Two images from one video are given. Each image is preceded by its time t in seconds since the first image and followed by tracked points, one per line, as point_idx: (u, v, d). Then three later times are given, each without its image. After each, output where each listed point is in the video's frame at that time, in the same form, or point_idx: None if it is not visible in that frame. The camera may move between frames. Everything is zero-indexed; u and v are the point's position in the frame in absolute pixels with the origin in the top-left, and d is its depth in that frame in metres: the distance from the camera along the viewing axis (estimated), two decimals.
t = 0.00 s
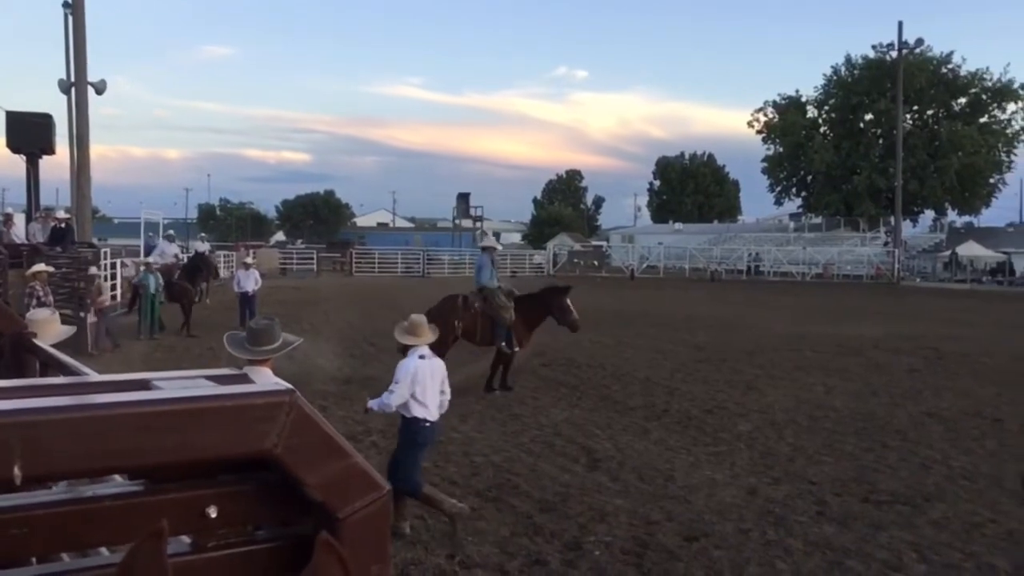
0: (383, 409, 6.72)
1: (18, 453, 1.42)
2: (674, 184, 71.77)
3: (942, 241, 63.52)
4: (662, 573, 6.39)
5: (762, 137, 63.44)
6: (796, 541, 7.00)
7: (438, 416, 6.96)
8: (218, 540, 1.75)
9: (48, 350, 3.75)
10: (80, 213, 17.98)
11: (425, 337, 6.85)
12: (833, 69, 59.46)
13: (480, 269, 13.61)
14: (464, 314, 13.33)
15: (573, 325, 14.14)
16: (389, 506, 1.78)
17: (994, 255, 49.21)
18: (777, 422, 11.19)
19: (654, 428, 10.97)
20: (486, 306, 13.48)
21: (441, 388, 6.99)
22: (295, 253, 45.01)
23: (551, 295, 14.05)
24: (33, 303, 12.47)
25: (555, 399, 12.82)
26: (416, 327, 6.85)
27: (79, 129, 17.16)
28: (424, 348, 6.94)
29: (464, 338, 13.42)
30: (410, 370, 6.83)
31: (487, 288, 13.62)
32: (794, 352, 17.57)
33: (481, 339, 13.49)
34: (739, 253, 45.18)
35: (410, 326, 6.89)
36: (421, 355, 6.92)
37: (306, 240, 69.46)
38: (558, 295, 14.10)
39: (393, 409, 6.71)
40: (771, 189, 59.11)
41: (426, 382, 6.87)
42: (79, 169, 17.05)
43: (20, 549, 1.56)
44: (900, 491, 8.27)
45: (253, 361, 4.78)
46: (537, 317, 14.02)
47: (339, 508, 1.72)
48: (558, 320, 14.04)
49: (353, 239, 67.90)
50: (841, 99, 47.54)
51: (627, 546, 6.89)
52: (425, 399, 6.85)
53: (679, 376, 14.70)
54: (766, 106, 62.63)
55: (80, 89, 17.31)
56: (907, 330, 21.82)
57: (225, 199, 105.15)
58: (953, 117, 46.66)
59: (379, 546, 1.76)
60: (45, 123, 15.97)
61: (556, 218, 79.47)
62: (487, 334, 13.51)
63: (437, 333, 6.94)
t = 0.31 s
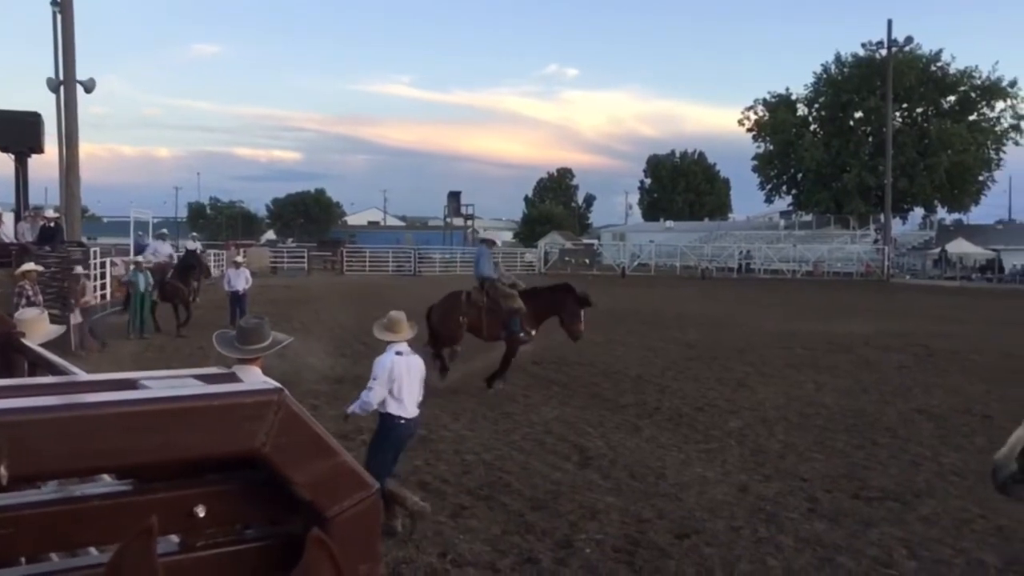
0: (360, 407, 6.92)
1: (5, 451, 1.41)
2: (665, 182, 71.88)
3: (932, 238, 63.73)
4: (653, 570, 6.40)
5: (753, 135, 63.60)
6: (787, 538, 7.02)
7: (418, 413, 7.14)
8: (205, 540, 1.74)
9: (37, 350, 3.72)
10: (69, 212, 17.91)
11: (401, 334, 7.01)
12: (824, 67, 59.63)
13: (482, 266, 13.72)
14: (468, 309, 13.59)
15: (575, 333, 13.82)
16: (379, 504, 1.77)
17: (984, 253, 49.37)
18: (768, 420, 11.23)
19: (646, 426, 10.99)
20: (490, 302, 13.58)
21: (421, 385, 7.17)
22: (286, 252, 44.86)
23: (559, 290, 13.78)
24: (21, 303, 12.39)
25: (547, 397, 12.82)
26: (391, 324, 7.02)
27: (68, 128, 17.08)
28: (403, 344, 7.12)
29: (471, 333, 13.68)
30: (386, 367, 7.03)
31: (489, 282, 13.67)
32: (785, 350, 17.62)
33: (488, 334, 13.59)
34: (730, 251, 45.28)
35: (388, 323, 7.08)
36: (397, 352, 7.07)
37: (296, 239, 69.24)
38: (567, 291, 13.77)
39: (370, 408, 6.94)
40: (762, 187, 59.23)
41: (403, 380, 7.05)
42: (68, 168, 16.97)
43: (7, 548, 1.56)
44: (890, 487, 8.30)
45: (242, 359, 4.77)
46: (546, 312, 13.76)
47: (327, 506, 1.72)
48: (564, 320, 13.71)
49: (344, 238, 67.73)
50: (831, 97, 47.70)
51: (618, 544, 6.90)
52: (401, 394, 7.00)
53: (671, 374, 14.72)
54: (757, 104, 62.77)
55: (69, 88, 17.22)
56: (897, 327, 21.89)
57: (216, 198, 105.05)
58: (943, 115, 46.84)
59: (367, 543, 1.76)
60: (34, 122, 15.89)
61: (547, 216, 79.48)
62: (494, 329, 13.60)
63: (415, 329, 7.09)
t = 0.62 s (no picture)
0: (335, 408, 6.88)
1: None
2: (654, 181, 71.98)
3: (920, 237, 63.95)
4: (643, 568, 6.41)
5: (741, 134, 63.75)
6: (776, 536, 7.04)
7: (394, 409, 7.08)
8: (192, 541, 1.74)
9: (22, 352, 3.70)
10: (55, 213, 17.80)
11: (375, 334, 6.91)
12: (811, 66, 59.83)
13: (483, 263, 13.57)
14: (471, 308, 13.36)
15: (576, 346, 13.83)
16: (367, 502, 1.77)
17: (970, 250, 49.61)
18: (757, 418, 11.26)
19: (635, 424, 11.01)
20: (494, 298, 13.38)
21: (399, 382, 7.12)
22: (274, 252, 44.72)
23: (565, 296, 13.80)
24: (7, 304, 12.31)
25: (537, 396, 12.82)
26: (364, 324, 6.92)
27: (54, 128, 16.99)
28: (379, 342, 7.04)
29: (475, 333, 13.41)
30: (360, 364, 6.95)
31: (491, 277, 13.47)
32: (773, 348, 17.67)
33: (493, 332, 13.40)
34: (720, 249, 45.41)
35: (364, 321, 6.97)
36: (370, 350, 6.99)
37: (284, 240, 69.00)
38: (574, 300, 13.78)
39: (345, 408, 6.85)
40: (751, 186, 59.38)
41: (379, 378, 6.98)
42: (54, 168, 16.88)
43: None
44: (877, 484, 8.34)
45: (228, 361, 4.75)
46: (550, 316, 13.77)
47: (313, 509, 1.71)
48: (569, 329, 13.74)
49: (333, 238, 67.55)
50: (818, 96, 47.88)
51: (608, 542, 6.91)
52: (374, 393, 6.95)
53: (661, 373, 14.73)
54: (745, 103, 62.93)
55: (55, 88, 17.14)
56: (884, 325, 21.98)
57: (204, 198, 104.78)
58: (930, 114, 47.05)
59: (355, 543, 1.75)
60: (20, 122, 15.79)
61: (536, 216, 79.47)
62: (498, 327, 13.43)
63: (390, 325, 6.99)
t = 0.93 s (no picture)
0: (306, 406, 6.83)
1: None
2: (640, 180, 72.13)
3: (904, 235, 64.27)
4: (629, 567, 6.42)
5: (727, 132, 63.96)
6: (762, 533, 7.06)
7: (367, 410, 7.01)
8: (174, 540, 1.73)
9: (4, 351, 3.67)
10: (38, 212, 17.69)
11: (349, 330, 6.89)
12: (796, 64, 60.04)
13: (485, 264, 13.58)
14: (473, 305, 13.27)
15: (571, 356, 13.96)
16: (350, 502, 1.78)
17: (954, 248, 49.93)
18: (743, 415, 11.32)
19: (622, 422, 11.05)
20: (497, 296, 13.32)
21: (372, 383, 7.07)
22: (260, 251, 44.56)
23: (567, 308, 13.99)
24: None
25: (524, 395, 12.85)
26: (338, 322, 6.91)
27: (37, 128, 16.87)
28: (352, 341, 7.03)
29: (474, 332, 13.27)
30: (330, 363, 6.93)
31: (492, 276, 13.44)
32: (759, 346, 17.75)
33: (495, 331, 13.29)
34: (706, 248, 45.55)
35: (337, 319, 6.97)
36: (342, 348, 6.96)
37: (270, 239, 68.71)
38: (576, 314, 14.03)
39: (317, 407, 6.80)
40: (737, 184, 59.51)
41: (351, 376, 6.95)
42: (37, 168, 16.78)
43: None
44: (862, 481, 8.39)
45: (210, 360, 4.74)
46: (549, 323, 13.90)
47: (296, 509, 1.71)
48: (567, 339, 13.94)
49: (319, 237, 67.35)
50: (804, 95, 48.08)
51: (594, 540, 6.92)
52: (346, 392, 6.90)
53: (648, 371, 14.76)
54: (731, 102, 63.09)
55: (39, 87, 17.02)
56: (869, 323, 22.10)
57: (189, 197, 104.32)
58: (914, 112, 47.31)
59: (337, 541, 1.75)
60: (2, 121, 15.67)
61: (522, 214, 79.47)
62: (500, 326, 13.33)
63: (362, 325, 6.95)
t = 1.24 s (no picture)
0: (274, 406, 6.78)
1: None
2: (626, 178, 72.25)
3: (887, 233, 64.56)
4: (614, 564, 6.44)
5: (712, 130, 64.10)
6: (745, 529, 7.10)
7: (336, 411, 6.91)
8: (153, 539, 1.78)
9: None
10: (19, 210, 17.56)
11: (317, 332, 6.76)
12: (780, 62, 60.22)
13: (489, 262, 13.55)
14: (475, 303, 13.24)
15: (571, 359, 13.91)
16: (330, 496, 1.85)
17: (937, 246, 50.27)
18: (727, 412, 11.38)
19: (607, 420, 11.08)
20: (502, 294, 13.28)
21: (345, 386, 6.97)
22: (244, 249, 44.38)
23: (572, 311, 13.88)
24: None
25: (509, 393, 12.87)
26: (308, 323, 6.79)
27: (18, 125, 16.75)
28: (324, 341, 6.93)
29: (477, 328, 13.26)
30: (297, 363, 6.83)
31: (498, 275, 13.37)
32: (744, 343, 17.81)
33: (499, 331, 13.25)
34: (691, 245, 45.63)
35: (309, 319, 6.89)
36: (311, 349, 6.84)
37: (253, 237, 68.39)
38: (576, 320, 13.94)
39: (286, 409, 6.70)
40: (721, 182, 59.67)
41: (320, 378, 6.86)
42: (18, 165, 16.65)
43: None
44: (844, 478, 8.45)
45: (190, 359, 4.72)
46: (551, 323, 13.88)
47: (276, 511, 1.78)
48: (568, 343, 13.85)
49: (303, 235, 67.11)
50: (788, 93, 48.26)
51: (579, 537, 6.94)
52: (313, 393, 6.81)
53: (632, 369, 14.79)
54: (715, 100, 63.26)
55: (20, 84, 16.90)
56: (853, 320, 22.22)
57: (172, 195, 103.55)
58: (897, 111, 47.56)
59: (315, 537, 1.82)
60: None
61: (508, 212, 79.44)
62: (503, 323, 13.31)
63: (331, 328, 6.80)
